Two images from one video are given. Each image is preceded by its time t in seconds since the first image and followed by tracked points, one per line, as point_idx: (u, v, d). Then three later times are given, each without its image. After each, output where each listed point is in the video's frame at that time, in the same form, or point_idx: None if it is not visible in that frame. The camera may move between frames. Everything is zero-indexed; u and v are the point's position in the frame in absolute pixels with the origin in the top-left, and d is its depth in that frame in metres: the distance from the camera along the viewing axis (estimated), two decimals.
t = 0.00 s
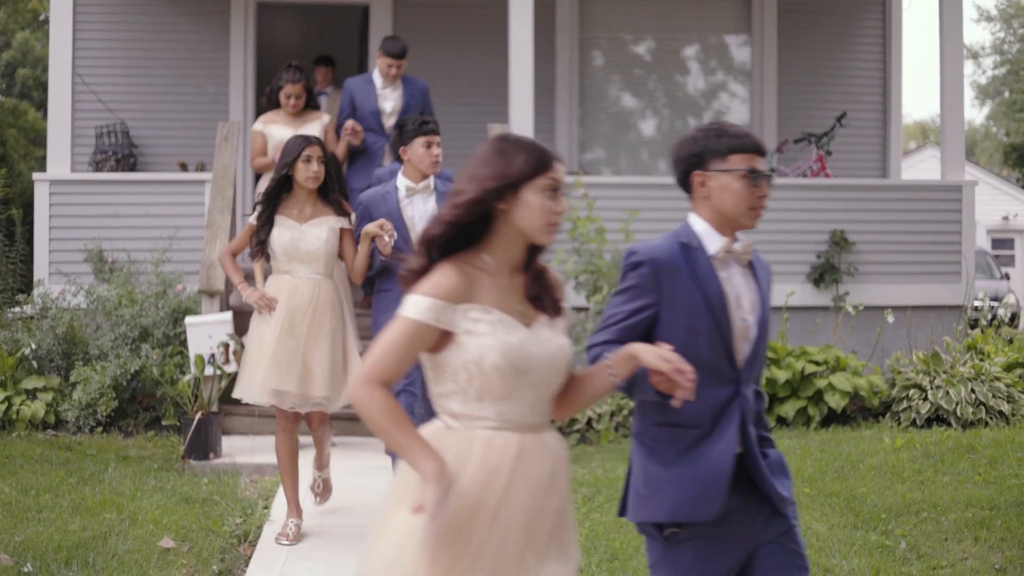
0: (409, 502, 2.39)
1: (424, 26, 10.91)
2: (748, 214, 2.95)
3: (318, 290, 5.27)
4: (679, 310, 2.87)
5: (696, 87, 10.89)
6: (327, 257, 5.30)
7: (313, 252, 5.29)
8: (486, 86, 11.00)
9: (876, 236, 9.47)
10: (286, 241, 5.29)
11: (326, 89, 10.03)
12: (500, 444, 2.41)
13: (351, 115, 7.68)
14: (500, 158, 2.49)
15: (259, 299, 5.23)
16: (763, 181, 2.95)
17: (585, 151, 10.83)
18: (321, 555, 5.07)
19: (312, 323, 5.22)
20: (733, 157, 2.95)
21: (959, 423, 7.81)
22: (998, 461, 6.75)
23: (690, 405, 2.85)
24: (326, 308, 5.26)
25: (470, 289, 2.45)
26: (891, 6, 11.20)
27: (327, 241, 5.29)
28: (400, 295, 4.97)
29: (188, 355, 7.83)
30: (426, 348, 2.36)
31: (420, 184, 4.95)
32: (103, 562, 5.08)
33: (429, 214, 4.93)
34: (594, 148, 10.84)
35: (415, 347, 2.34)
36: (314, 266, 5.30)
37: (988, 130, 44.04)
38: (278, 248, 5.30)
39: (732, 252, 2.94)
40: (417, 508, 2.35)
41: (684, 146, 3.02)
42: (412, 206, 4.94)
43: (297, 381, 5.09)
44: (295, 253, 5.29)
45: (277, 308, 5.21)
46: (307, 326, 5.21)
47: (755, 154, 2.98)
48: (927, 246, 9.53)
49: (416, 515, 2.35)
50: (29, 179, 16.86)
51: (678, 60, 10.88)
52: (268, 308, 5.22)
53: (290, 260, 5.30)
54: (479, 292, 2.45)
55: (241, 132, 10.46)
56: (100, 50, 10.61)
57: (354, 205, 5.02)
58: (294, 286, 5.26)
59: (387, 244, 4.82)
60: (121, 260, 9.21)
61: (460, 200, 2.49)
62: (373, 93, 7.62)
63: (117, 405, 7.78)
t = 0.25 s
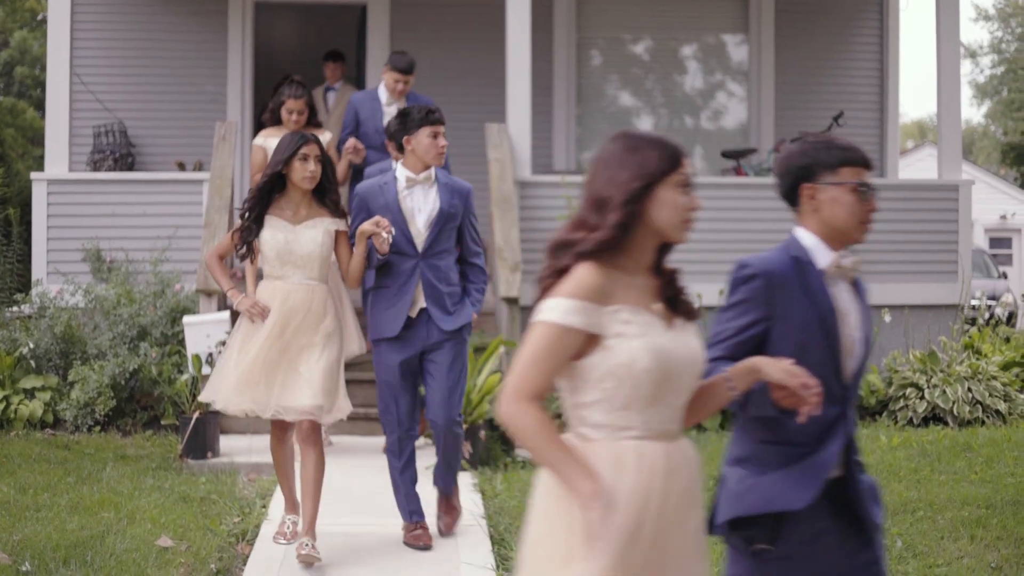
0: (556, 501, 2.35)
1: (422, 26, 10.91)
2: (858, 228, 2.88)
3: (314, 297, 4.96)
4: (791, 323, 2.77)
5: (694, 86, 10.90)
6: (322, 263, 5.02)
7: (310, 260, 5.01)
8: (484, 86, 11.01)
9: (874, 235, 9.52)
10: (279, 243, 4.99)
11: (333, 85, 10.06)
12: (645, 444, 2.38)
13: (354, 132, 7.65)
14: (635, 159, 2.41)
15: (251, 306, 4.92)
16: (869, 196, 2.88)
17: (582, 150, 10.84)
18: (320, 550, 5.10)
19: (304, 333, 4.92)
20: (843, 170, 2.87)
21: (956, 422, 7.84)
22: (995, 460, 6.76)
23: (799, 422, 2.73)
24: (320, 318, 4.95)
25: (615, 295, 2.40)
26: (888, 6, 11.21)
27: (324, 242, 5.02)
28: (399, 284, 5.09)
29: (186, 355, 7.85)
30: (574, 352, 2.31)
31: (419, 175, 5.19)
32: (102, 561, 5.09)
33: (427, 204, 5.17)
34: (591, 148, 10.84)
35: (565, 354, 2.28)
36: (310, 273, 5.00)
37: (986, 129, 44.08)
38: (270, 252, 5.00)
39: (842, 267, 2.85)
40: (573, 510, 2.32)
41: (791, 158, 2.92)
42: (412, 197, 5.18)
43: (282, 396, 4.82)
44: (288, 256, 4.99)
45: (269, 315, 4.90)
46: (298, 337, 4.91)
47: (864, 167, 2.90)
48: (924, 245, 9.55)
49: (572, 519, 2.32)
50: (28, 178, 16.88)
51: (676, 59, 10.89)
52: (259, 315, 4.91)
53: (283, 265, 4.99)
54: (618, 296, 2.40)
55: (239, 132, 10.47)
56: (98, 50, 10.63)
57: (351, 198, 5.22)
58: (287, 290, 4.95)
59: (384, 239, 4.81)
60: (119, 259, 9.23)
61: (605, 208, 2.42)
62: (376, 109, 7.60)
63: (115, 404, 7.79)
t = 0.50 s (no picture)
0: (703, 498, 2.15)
1: (421, 25, 10.93)
2: (968, 214, 2.90)
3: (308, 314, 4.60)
4: (913, 307, 2.80)
5: (692, 85, 10.92)
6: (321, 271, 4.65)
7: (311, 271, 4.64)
8: (484, 85, 11.02)
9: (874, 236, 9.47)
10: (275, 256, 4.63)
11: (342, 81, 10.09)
12: (803, 450, 2.18)
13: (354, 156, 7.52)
14: (785, 153, 2.22)
15: (246, 325, 4.58)
16: (979, 180, 2.91)
17: (581, 149, 10.85)
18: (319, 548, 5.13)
19: (303, 352, 4.57)
20: (955, 157, 2.89)
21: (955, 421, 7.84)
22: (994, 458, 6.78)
23: (925, 408, 2.77)
24: (320, 334, 4.60)
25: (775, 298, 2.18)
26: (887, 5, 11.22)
27: (325, 253, 4.64)
28: (395, 303, 4.83)
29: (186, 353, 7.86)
30: (737, 360, 2.09)
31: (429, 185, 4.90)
32: (103, 559, 5.10)
33: (432, 216, 4.87)
34: (590, 147, 10.85)
35: (728, 362, 2.08)
36: (309, 286, 4.64)
37: (984, 129, 44.10)
38: (268, 264, 4.64)
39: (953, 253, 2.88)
40: (726, 511, 2.11)
41: (899, 147, 2.94)
42: (418, 207, 4.90)
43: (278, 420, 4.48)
44: (287, 269, 4.63)
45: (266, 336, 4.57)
46: (298, 357, 4.57)
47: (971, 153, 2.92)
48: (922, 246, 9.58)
49: (716, 509, 2.13)
50: (28, 177, 16.90)
51: (675, 58, 10.90)
52: (254, 336, 4.58)
53: (281, 278, 4.64)
54: (780, 300, 2.18)
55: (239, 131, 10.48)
56: (98, 49, 10.64)
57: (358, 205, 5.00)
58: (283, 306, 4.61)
59: (387, 248, 4.61)
60: (119, 258, 9.24)
61: (742, 199, 2.22)
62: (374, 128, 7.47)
63: (115, 403, 7.80)
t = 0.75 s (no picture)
0: (900, 498, 2.26)
1: (423, 25, 10.97)
2: None
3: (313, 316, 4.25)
4: None
5: (693, 85, 10.97)
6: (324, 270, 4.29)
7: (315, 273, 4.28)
8: (485, 85, 11.07)
9: (872, 236, 9.54)
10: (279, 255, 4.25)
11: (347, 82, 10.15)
12: (1004, 454, 2.29)
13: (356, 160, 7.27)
14: (980, 151, 2.30)
15: (245, 328, 4.18)
16: None
17: (582, 149, 10.90)
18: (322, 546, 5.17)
19: (310, 356, 4.22)
20: None
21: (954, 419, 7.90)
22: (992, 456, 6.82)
23: None
24: (326, 337, 4.26)
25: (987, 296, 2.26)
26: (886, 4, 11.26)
27: (329, 253, 4.30)
28: (406, 299, 4.43)
29: (190, 352, 7.90)
30: (965, 366, 2.16)
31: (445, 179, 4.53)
32: (110, 556, 5.15)
33: (446, 210, 4.51)
34: (591, 146, 10.90)
35: (961, 368, 2.15)
36: (313, 289, 4.28)
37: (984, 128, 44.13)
38: (271, 266, 4.25)
39: None
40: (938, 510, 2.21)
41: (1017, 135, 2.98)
42: (431, 201, 4.53)
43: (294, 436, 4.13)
44: (290, 270, 4.25)
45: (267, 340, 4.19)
46: (306, 363, 4.21)
47: None
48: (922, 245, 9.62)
49: (919, 511, 2.23)
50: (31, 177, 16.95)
51: (675, 58, 10.95)
52: (255, 340, 4.18)
53: (284, 280, 4.25)
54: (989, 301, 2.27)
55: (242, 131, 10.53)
56: (101, 49, 10.68)
57: (368, 198, 4.61)
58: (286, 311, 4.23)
59: (389, 244, 4.29)
60: (123, 257, 9.29)
61: (946, 204, 2.29)
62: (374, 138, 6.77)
63: (120, 401, 7.85)
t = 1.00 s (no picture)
0: None
1: (428, 24, 10.97)
2: None
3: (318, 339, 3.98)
4: None
5: (698, 84, 10.95)
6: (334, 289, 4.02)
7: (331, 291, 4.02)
8: (490, 84, 11.06)
9: (878, 235, 9.52)
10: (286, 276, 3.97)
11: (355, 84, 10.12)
12: None
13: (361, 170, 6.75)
14: None
15: (249, 352, 3.90)
16: None
17: (587, 148, 10.89)
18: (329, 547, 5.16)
19: (315, 377, 3.95)
20: None
21: (961, 419, 7.88)
22: (1000, 457, 6.81)
23: None
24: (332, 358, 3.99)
25: None
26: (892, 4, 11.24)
27: (338, 272, 4.03)
28: (423, 315, 4.15)
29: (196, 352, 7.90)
30: None
31: (456, 184, 4.26)
32: (116, 557, 5.14)
33: (461, 219, 4.27)
34: (596, 145, 10.89)
35: None
36: (320, 308, 3.99)
37: (988, 126, 44.08)
38: (277, 285, 3.97)
39: None
40: None
41: None
42: (445, 210, 4.28)
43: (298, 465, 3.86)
44: (297, 289, 3.97)
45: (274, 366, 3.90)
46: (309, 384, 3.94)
47: None
48: (928, 244, 9.60)
49: None
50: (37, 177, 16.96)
51: (680, 57, 10.94)
52: (262, 366, 3.90)
53: (289, 301, 3.97)
54: None
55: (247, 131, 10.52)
56: (106, 47, 10.68)
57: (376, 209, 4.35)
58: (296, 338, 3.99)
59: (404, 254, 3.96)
60: (128, 257, 9.30)
61: None
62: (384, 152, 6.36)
63: (125, 401, 7.84)
